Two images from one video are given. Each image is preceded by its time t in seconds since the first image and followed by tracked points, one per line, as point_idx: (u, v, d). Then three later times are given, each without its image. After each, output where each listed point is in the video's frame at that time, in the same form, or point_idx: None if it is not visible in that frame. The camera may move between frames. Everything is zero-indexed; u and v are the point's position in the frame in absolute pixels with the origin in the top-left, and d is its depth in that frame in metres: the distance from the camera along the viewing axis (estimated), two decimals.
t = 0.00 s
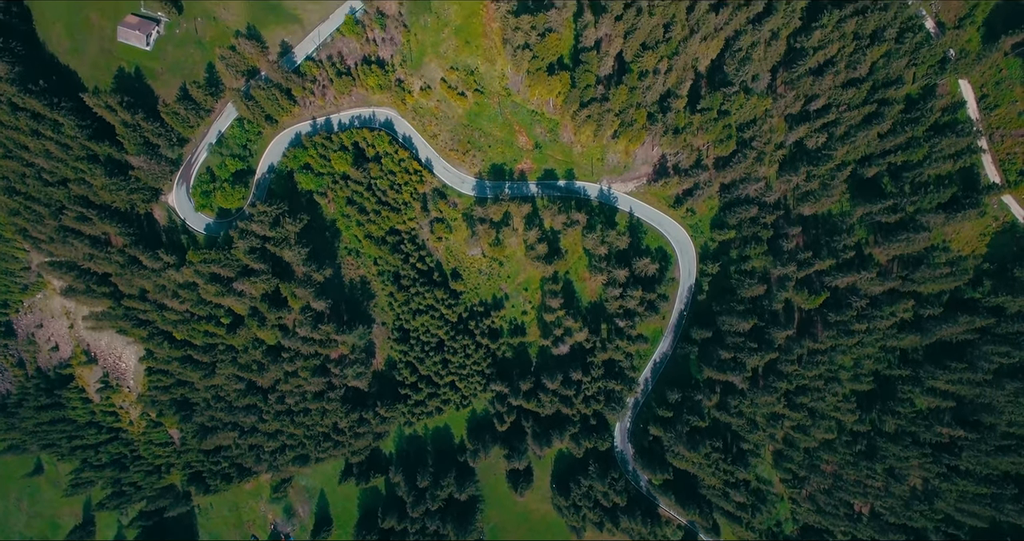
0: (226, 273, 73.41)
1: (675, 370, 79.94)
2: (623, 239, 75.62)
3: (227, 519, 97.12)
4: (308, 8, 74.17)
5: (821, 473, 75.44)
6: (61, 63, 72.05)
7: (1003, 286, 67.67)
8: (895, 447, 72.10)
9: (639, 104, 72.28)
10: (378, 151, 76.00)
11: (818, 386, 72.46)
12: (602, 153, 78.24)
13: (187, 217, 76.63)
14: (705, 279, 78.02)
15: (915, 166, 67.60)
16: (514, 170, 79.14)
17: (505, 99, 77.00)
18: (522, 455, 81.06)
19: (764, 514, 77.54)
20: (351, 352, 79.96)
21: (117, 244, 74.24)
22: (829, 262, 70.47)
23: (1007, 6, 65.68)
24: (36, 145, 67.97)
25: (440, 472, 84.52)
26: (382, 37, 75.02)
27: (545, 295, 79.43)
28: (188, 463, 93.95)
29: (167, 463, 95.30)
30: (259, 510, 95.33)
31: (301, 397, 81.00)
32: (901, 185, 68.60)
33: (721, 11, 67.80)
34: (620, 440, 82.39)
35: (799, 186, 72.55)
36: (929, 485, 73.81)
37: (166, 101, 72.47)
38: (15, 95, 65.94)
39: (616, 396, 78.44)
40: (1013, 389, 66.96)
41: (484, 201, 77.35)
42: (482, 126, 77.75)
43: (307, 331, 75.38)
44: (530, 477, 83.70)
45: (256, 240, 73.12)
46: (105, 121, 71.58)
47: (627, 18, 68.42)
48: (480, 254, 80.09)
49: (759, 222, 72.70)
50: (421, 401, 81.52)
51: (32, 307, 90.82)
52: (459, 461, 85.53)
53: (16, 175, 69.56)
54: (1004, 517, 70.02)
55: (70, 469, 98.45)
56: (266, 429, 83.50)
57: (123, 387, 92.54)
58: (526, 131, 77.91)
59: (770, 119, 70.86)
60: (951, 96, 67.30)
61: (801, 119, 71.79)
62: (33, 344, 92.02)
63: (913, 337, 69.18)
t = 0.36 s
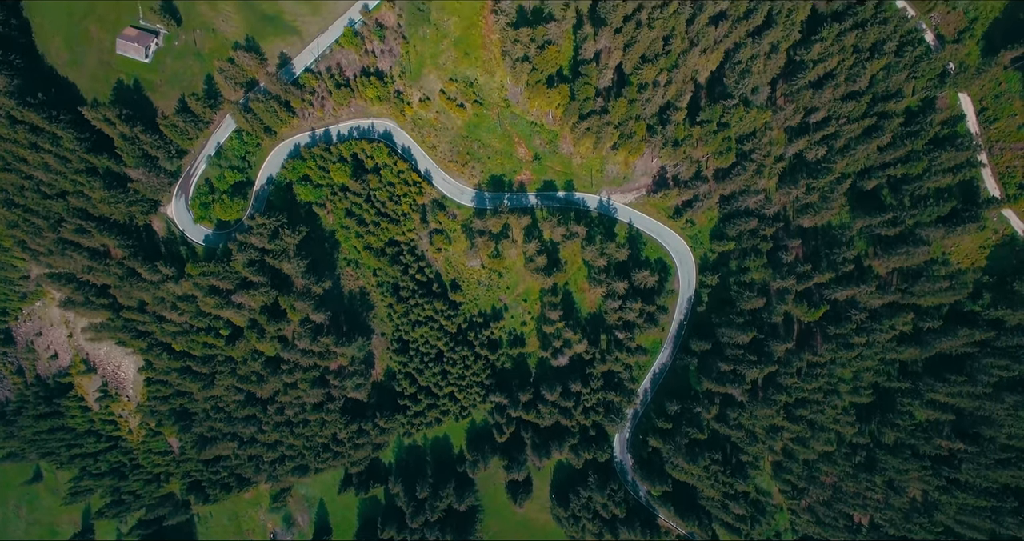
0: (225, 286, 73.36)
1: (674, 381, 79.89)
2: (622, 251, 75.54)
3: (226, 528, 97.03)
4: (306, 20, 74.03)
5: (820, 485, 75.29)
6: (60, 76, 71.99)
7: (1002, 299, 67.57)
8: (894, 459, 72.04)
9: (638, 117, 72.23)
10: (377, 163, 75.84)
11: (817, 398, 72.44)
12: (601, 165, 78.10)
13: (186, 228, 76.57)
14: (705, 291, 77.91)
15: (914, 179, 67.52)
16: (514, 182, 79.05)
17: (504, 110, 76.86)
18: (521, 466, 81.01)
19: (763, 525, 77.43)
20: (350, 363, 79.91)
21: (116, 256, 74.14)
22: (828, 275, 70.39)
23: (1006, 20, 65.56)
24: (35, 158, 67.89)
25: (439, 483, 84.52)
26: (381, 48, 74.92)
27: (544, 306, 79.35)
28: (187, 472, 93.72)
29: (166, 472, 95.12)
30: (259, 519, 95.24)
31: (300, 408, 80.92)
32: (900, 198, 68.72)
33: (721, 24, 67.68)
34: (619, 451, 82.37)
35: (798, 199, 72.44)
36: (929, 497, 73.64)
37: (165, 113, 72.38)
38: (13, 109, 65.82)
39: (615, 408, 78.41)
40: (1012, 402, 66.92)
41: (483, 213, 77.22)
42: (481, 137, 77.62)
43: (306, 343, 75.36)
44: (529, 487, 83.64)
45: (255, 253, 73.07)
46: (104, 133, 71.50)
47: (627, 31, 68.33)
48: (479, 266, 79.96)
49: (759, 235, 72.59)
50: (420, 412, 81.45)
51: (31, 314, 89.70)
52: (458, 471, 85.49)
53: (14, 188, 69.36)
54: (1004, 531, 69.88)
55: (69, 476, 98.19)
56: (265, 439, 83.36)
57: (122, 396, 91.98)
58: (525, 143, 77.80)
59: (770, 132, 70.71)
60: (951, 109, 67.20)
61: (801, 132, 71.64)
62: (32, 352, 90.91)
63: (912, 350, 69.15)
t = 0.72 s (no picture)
0: (224, 298, 73.34)
1: (673, 391, 79.89)
2: (622, 263, 75.53)
3: (226, 536, 96.89)
4: (305, 31, 73.88)
5: (820, 498, 75.11)
6: (58, 88, 71.90)
7: (1002, 312, 67.46)
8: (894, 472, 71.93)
9: (638, 129, 72.22)
10: (376, 174, 75.76)
11: (816, 410, 72.47)
12: (601, 176, 78.00)
13: (185, 239, 76.53)
14: (704, 302, 77.86)
15: (914, 193, 67.49)
16: (513, 193, 78.98)
17: (503, 121, 76.74)
18: (521, 477, 80.99)
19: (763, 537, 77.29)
20: (349, 374, 79.88)
21: (114, 268, 74.05)
22: (828, 287, 70.39)
23: (1006, 33, 65.41)
24: (33, 171, 67.79)
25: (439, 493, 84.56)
26: (380, 59, 74.77)
27: (543, 317, 79.29)
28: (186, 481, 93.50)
29: (166, 480, 94.94)
30: (258, 528, 95.20)
31: (299, 419, 80.86)
32: (900, 211, 68.72)
33: (720, 37, 67.63)
34: (618, 461, 82.33)
35: (798, 211, 72.35)
36: (929, 510, 73.34)
37: (164, 125, 72.36)
38: (12, 122, 65.74)
39: (614, 419, 78.41)
40: (1011, 415, 66.88)
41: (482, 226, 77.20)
42: (480, 149, 77.51)
43: (305, 355, 75.38)
44: (528, 497, 83.64)
45: (253, 265, 73.11)
46: (103, 146, 71.43)
47: (626, 43, 68.27)
48: (479, 276, 79.82)
49: (758, 246, 72.52)
50: (419, 423, 81.40)
51: (31, 322, 89.32)
52: (458, 481, 85.51)
53: (13, 200, 69.21)
54: None
55: (68, 484, 97.86)
56: (264, 450, 83.21)
57: (121, 405, 91.88)
58: (525, 154, 77.67)
59: (770, 144, 70.61)
60: (950, 122, 67.15)
61: (801, 144, 71.53)
62: (31, 360, 90.42)
63: (911, 363, 69.16)
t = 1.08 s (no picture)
0: (223, 310, 73.39)
1: (673, 402, 79.91)
2: (621, 274, 75.50)
3: None
4: (304, 43, 73.74)
5: (819, 509, 75.08)
6: (57, 100, 71.81)
7: (1002, 326, 67.39)
8: (893, 484, 71.87)
9: (637, 141, 72.14)
10: (376, 186, 75.65)
11: (815, 422, 72.52)
12: (600, 187, 77.90)
13: (184, 250, 76.52)
14: (703, 313, 77.81)
15: (914, 206, 67.38)
16: (512, 204, 78.90)
17: (503, 132, 76.62)
18: (520, 487, 81.01)
19: None
20: (349, 385, 79.91)
21: (113, 281, 74.00)
22: (827, 300, 70.38)
23: (1007, 46, 65.21)
24: (32, 184, 67.72)
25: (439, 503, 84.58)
26: (378, 71, 74.62)
27: (542, 329, 79.25)
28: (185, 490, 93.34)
29: (165, 489, 94.84)
30: (258, 536, 95.37)
31: (298, 430, 80.85)
32: (900, 224, 68.64)
33: (720, 50, 67.54)
34: (617, 471, 82.34)
35: (797, 223, 72.23)
36: (928, 522, 73.21)
37: (163, 137, 72.29)
38: (11, 135, 65.65)
39: (613, 430, 78.40)
40: (1011, 428, 66.85)
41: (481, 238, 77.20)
42: (479, 160, 77.42)
43: (305, 367, 75.42)
44: (528, 508, 83.66)
45: (253, 278, 73.18)
46: (102, 158, 71.35)
47: (626, 56, 68.10)
48: (478, 287, 79.77)
49: (758, 259, 72.47)
50: (419, 433, 81.38)
51: (30, 330, 88.83)
52: (457, 491, 85.53)
53: (12, 213, 69.11)
54: None
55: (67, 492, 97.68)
56: (264, 460, 83.15)
57: (120, 414, 91.53)
58: (524, 165, 77.55)
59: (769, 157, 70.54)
60: (950, 135, 67.06)
61: (801, 156, 71.41)
62: (30, 367, 90.15)
63: (911, 375, 69.17)
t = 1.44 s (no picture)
0: (222, 323, 73.42)
1: (672, 414, 79.96)
2: (620, 286, 75.47)
3: None
4: (303, 55, 73.61)
5: (819, 521, 75.03)
6: (56, 112, 71.76)
7: (1002, 339, 67.32)
8: (893, 497, 71.75)
9: (637, 154, 72.01)
10: (375, 198, 75.57)
11: (815, 434, 72.58)
12: (600, 198, 77.80)
13: (183, 262, 76.47)
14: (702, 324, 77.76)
15: (913, 219, 67.30)
16: (512, 216, 78.84)
17: (502, 144, 76.50)
18: (519, 498, 81.00)
19: None
20: (348, 396, 79.92)
21: (112, 293, 73.90)
22: (827, 313, 70.36)
23: (1006, 60, 65.05)
24: (31, 197, 67.61)
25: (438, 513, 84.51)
26: (377, 82, 74.54)
27: (542, 340, 79.23)
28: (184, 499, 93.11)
29: (165, 497, 94.65)
30: None
31: (297, 441, 80.79)
32: (899, 237, 68.58)
33: (720, 63, 67.41)
34: (617, 482, 82.37)
35: (797, 236, 72.10)
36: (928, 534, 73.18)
37: (162, 150, 72.21)
38: (10, 148, 65.53)
39: (613, 442, 78.41)
40: (1011, 442, 66.73)
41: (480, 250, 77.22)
42: (479, 172, 77.34)
43: (304, 380, 75.40)
44: (527, 518, 83.68)
45: (252, 290, 73.30)
46: (100, 171, 71.23)
47: (626, 69, 68.01)
48: (478, 299, 79.71)
49: (757, 271, 72.39)
50: (418, 444, 81.32)
51: (29, 338, 88.61)
52: (456, 501, 85.50)
53: (11, 225, 69.02)
54: None
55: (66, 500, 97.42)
56: (263, 471, 82.97)
57: (119, 423, 91.27)
58: (523, 177, 77.46)
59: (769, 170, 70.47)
60: (949, 148, 66.98)
61: (801, 169, 71.29)
62: (29, 375, 89.92)
63: (910, 389, 69.22)
